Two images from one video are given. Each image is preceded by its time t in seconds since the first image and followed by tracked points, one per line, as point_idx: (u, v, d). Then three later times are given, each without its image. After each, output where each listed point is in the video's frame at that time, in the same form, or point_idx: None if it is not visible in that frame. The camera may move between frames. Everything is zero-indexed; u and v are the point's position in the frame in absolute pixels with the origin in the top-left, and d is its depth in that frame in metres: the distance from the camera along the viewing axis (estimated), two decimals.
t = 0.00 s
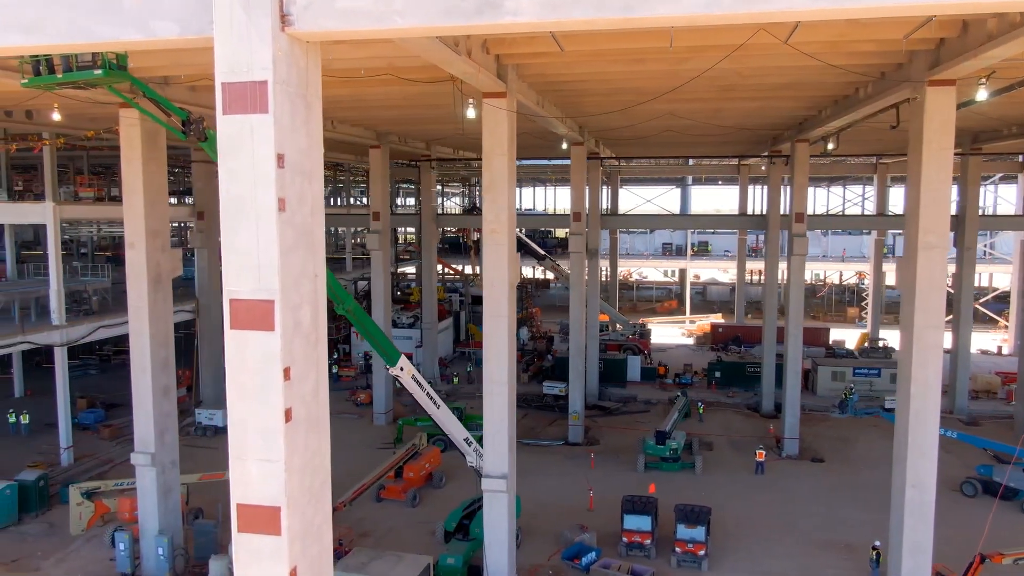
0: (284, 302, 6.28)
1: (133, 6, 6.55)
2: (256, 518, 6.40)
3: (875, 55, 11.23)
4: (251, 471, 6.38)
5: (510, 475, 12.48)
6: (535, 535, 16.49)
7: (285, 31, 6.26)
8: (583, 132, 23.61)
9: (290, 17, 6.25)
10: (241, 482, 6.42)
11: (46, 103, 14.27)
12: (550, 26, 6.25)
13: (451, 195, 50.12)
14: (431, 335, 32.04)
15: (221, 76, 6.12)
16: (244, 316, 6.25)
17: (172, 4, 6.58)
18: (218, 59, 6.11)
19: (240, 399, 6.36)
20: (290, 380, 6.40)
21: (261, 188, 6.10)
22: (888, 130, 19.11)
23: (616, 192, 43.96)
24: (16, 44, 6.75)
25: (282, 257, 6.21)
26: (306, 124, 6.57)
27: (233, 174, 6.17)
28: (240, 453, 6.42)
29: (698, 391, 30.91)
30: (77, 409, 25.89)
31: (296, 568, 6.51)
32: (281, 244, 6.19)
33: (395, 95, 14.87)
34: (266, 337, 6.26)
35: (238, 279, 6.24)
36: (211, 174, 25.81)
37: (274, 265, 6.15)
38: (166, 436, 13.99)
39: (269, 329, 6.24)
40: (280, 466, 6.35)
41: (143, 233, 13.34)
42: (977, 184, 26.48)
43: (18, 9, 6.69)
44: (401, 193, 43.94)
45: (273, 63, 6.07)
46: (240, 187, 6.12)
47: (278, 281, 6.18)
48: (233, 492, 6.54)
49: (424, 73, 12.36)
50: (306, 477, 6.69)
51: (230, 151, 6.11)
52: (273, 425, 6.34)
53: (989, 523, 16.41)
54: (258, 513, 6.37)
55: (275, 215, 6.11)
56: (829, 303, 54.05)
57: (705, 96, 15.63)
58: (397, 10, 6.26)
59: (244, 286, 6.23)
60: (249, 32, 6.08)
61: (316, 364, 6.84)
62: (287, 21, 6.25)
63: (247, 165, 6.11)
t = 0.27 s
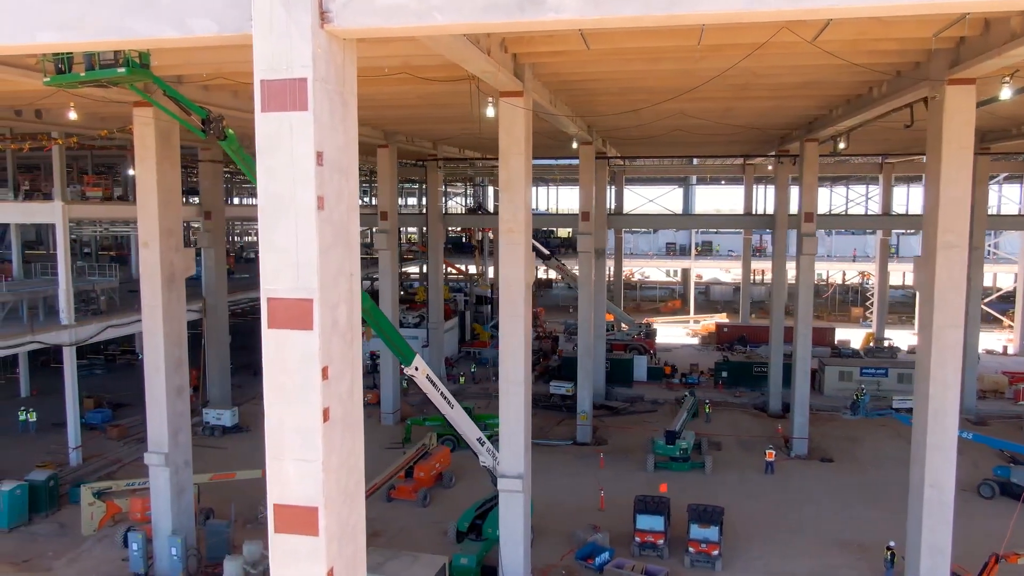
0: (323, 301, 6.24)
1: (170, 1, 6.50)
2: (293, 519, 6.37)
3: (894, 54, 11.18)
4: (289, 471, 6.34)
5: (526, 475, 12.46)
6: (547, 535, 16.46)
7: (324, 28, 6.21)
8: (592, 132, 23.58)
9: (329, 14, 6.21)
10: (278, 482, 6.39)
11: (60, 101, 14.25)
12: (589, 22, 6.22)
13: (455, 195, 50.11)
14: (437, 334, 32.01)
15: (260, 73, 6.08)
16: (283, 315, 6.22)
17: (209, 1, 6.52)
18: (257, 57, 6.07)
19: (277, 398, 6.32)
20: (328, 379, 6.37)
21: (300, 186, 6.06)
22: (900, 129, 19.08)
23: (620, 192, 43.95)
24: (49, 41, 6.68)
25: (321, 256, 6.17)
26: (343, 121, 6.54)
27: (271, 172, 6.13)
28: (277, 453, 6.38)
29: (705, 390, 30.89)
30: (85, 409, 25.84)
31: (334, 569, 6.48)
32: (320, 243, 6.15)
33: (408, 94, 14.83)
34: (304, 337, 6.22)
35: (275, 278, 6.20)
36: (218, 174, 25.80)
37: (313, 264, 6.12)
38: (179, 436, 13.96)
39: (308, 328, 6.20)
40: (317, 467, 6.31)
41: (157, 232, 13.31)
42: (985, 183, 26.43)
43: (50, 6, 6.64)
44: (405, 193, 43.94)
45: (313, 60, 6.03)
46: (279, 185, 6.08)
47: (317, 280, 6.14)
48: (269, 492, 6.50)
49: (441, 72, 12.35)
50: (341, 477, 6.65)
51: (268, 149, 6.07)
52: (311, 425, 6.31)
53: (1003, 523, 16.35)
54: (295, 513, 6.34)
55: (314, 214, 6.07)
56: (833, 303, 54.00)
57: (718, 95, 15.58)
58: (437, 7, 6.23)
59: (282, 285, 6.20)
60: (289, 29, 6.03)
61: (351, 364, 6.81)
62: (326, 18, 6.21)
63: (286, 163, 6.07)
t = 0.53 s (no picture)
0: (362, 301, 6.22)
1: None
2: (331, 521, 6.33)
3: (911, 53, 11.14)
4: (327, 472, 6.31)
5: (542, 476, 12.45)
6: (559, 535, 16.42)
7: (364, 25, 6.19)
8: (600, 131, 23.53)
9: (370, 11, 6.18)
10: (316, 483, 6.35)
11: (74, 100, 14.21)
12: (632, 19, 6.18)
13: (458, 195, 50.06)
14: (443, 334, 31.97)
15: (299, 71, 6.04)
16: (322, 315, 6.18)
17: None
18: (296, 54, 6.04)
19: (316, 399, 6.29)
20: (366, 380, 6.34)
21: (341, 185, 6.03)
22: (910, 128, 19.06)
23: (624, 192, 43.90)
24: (82, 39, 6.67)
25: (360, 255, 6.14)
26: (380, 120, 6.51)
27: (310, 171, 6.10)
28: (316, 454, 6.34)
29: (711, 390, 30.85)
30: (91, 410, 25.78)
31: (371, 571, 6.44)
32: (360, 242, 6.12)
33: (422, 93, 14.80)
34: (344, 337, 6.19)
35: (314, 277, 6.17)
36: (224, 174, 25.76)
37: (352, 263, 6.08)
38: (192, 437, 13.90)
39: (347, 328, 6.17)
40: (356, 468, 6.28)
41: (170, 232, 13.26)
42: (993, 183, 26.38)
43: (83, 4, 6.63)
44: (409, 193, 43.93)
45: (354, 57, 5.99)
46: (319, 184, 6.05)
47: (357, 279, 6.11)
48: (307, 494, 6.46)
49: (459, 71, 12.34)
50: (378, 478, 6.62)
51: (308, 148, 6.04)
52: (350, 426, 6.27)
53: (1016, 524, 16.28)
54: (333, 515, 6.31)
55: (355, 212, 6.04)
56: (836, 303, 53.94)
57: (731, 94, 15.52)
58: (479, 4, 6.14)
59: (321, 285, 6.17)
60: (330, 27, 6.00)
61: (387, 364, 6.78)
62: (366, 15, 6.19)
63: (326, 162, 6.04)
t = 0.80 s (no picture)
0: (402, 301, 6.21)
1: None
2: (369, 522, 6.33)
3: (929, 52, 11.10)
4: (366, 473, 6.30)
5: (557, 476, 12.43)
6: (571, 536, 16.37)
7: (406, 23, 6.17)
8: (608, 131, 23.48)
9: (411, 9, 6.16)
10: (356, 484, 6.35)
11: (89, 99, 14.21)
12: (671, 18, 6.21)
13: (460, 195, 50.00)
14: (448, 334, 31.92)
15: (341, 69, 6.02)
16: (362, 315, 6.18)
17: None
18: (338, 51, 6.02)
19: (356, 399, 6.29)
20: (406, 380, 6.33)
21: (382, 183, 6.01)
22: (920, 128, 19.06)
23: (627, 192, 43.87)
24: (118, 37, 6.69)
25: (401, 254, 6.12)
26: (419, 119, 6.49)
27: (351, 170, 6.08)
28: (356, 455, 6.33)
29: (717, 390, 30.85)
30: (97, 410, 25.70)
31: (410, 572, 6.44)
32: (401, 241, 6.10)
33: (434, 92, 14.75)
34: (385, 337, 6.20)
35: (355, 277, 6.16)
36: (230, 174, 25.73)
37: (394, 263, 6.07)
38: (204, 437, 13.86)
39: (388, 328, 6.17)
40: (396, 469, 6.27)
41: (183, 233, 13.21)
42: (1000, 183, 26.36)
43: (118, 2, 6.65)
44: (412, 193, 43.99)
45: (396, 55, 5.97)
46: (360, 183, 6.03)
47: (398, 279, 6.10)
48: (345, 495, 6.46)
49: (476, 71, 12.40)
50: (416, 479, 6.62)
51: (349, 146, 6.03)
52: (390, 427, 6.27)
53: None
54: (372, 516, 6.31)
55: (396, 212, 6.02)
56: (839, 303, 53.88)
57: (744, 94, 15.45)
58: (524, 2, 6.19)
59: (361, 284, 6.16)
60: (372, 24, 5.97)
61: (424, 364, 6.77)
62: (407, 13, 6.17)
63: (367, 161, 6.03)
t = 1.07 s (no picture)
0: (438, 300, 6.25)
1: None
2: (405, 523, 6.36)
3: (941, 52, 11.12)
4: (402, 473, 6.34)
5: (568, 476, 12.43)
6: (579, 536, 16.37)
7: (442, 21, 6.23)
8: (611, 131, 23.49)
9: (449, 6, 6.23)
10: (391, 484, 6.39)
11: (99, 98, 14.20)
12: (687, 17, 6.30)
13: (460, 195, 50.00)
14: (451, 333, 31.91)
15: (378, 67, 6.03)
16: (398, 314, 6.22)
17: None
18: (375, 50, 6.02)
19: (392, 399, 6.32)
20: (441, 379, 6.37)
21: (419, 182, 6.03)
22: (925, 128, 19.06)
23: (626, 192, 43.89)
24: (148, 34, 6.83)
25: (438, 253, 6.16)
26: (454, 117, 6.52)
27: (388, 168, 6.10)
28: (391, 455, 6.37)
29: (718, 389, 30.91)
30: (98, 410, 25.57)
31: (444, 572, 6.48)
32: (438, 240, 6.13)
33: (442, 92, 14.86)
34: (421, 336, 6.23)
35: (391, 276, 6.19)
36: (232, 173, 25.64)
37: (431, 262, 6.10)
38: (213, 437, 13.82)
39: (425, 327, 6.21)
40: (432, 468, 6.31)
41: (192, 233, 13.16)
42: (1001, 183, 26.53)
43: None
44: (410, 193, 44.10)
45: (434, 53, 5.98)
46: (397, 182, 6.06)
47: (435, 278, 6.14)
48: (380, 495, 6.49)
49: (486, 69, 12.48)
50: (450, 480, 6.66)
51: (386, 144, 6.05)
52: (426, 427, 6.30)
53: None
54: (407, 517, 6.35)
55: (434, 210, 6.05)
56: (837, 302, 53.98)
57: (751, 94, 15.45)
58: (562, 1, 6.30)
59: (398, 283, 6.19)
60: (409, 21, 5.98)
61: (456, 363, 6.81)
62: (445, 10, 6.23)
63: (405, 160, 6.05)
